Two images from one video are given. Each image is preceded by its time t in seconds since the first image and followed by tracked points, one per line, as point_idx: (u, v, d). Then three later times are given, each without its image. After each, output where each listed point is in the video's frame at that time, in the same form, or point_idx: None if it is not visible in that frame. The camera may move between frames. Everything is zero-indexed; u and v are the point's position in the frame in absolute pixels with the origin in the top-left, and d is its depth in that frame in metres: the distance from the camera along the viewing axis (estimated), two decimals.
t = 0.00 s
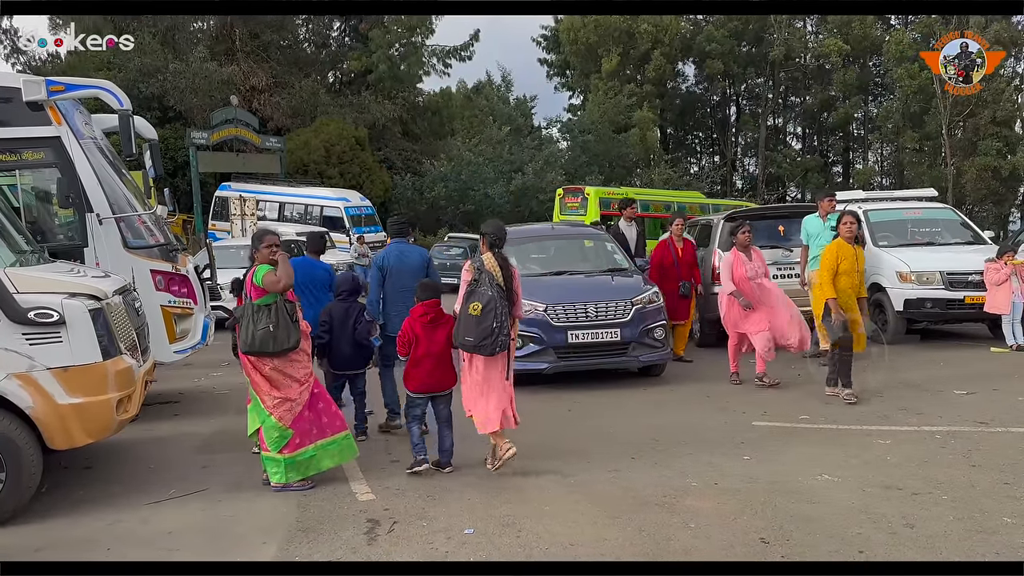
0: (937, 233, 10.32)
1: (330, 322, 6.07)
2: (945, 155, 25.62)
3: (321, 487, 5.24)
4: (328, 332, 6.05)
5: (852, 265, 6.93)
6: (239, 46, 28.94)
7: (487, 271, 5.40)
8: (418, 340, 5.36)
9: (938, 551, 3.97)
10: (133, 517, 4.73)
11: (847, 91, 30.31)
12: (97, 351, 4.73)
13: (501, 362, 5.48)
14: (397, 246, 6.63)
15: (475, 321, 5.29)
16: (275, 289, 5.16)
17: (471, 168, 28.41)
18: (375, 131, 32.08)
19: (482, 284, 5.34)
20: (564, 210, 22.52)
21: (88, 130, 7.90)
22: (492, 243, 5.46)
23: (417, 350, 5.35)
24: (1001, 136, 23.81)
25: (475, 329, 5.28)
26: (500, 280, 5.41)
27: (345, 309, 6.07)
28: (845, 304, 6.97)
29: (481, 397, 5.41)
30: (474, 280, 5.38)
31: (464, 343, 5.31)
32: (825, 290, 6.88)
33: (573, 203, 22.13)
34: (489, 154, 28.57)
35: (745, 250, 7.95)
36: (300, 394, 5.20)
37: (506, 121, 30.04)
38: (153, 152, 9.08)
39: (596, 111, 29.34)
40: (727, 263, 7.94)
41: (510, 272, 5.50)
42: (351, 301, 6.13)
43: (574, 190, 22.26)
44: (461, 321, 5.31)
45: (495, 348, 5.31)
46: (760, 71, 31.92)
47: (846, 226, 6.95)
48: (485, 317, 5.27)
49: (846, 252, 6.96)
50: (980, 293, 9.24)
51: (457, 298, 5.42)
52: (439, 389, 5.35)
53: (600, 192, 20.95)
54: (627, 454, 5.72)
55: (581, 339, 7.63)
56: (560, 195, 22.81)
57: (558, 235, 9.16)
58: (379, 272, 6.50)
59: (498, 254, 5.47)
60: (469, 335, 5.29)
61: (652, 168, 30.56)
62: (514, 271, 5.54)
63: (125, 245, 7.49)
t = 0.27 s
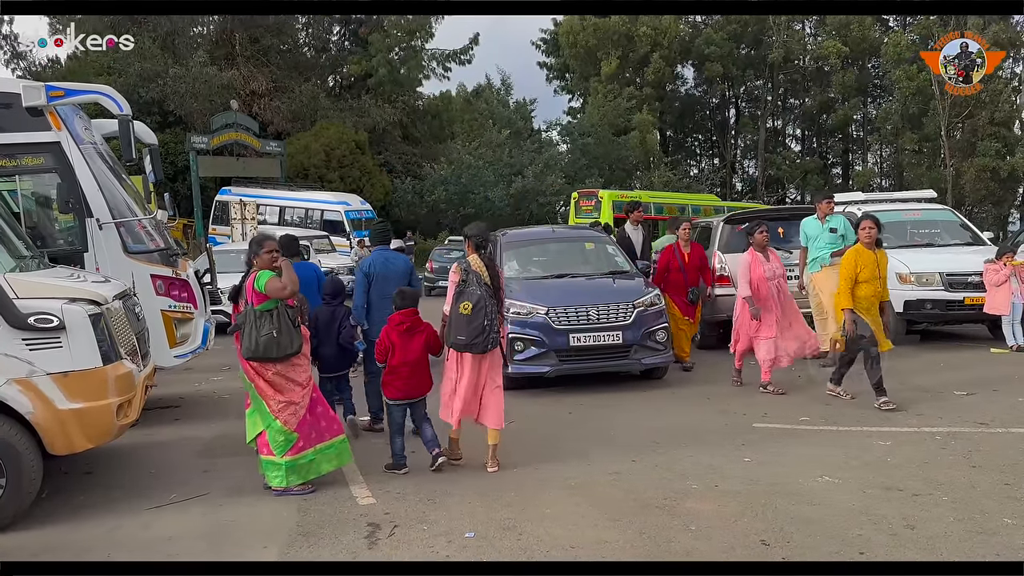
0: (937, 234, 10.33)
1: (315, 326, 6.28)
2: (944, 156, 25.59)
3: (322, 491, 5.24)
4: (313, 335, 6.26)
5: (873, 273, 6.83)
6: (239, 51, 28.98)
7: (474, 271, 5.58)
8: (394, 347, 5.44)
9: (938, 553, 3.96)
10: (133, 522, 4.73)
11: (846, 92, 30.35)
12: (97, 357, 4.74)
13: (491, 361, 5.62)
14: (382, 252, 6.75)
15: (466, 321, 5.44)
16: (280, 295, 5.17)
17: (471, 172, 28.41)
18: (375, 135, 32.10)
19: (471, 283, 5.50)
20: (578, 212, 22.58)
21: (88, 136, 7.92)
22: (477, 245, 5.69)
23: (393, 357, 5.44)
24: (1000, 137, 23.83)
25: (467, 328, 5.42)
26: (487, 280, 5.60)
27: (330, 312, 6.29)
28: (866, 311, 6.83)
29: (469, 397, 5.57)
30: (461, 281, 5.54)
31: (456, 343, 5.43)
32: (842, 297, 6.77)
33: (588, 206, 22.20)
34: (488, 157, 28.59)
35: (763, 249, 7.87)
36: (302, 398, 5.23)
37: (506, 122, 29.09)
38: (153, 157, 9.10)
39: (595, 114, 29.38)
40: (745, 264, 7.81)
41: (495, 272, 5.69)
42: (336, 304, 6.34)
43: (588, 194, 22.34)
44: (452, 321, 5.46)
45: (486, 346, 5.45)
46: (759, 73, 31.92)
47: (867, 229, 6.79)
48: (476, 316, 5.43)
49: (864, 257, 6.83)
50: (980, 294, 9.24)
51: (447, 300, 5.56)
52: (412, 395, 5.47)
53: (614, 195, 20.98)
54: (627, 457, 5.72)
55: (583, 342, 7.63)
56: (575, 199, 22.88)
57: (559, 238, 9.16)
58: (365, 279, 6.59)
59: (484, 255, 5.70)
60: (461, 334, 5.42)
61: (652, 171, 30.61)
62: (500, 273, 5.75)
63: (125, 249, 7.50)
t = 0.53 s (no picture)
0: (935, 236, 10.33)
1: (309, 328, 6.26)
2: (943, 159, 25.63)
3: (322, 496, 5.23)
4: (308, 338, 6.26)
5: (893, 271, 6.64)
6: (237, 55, 29.03)
7: (454, 279, 5.68)
8: (380, 349, 5.52)
9: (937, 554, 3.97)
10: (133, 526, 4.72)
11: (844, 95, 30.38)
12: (97, 361, 4.74)
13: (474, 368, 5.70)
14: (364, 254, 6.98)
15: (447, 328, 5.53)
16: (288, 301, 5.19)
17: (470, 175, 28.44)
18: (373, 139, 32.12)
19: (450, 292, 5.63)
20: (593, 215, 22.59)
21: (87, 141, 7.91)
22: (453, 251, 5.76)
23: (380, 358, 5.53)
24: (998, 138, 23.89)
25: (447, 334, 5.51)
26: (467, 287, 5.70)
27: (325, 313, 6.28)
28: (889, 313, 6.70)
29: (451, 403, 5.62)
30: (441, 289, 5.65)
31: (437, 350, 5.52)
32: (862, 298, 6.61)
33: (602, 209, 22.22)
34: (487, 161, 28.60)
35: (778, 252, 7.71)
36: (306, 400, 5.29)
37: (504, 126, 29.76)
38: (152, 162, 9.10)
39: (594, 117, 29.45)
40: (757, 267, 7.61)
41: (474, 278, 5.77)
42: (328, 306, 6.35)
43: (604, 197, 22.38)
44: (432, 329, 5.53)
45: (466, 353, 5.57)
46: (757, 76, 31.98)
47: (886, 227, 6.61)
48: (456, 323, 5.54)
49: (884, 253, 6.65)
50: (978, 296, 9.24)
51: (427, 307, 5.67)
52: (393, 397, 5.47)
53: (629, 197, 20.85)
54: (627, 461, 5.72)
55: (583, 346, 7.63)
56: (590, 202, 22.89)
57: (559, 241, 9.16)
58: (349, 278, 6.93)
59: (461, 262, 5.76)
60: (442, 341, 5.51)
61: (650, 174, 30.65)
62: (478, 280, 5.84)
63: (124, 254, 7.50)
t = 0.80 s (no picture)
0: (936, 238, 10.34)
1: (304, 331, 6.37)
2: (943, 160, 25.59)
3: (324, 498, 5.23)
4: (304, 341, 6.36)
5: (916, 273, 6.48)
6: (238, 57, 29.09)
7: (433, 277, 5.80)
8: (373, 350, 5.54)
9: (938, 556, 3.97)
10: (134, 528, 4.72)
11: (844, 96, 30.38)
12: (98, 363, 4.74)
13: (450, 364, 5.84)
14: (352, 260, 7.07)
15: (419, 322, 5.63)
16: (298, 302, 5.18)
17: (470, 177, 28.47)
18: (374, 142, 32.15)
19: (427, 287, 5.74)
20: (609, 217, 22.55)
21: (88, 143, 7.92)
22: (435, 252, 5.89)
23: (372, 359, 5.54)
24: (999, 139, 23.87)
25: (420, 329, 5.61)
26: (445, 285, 5.82)
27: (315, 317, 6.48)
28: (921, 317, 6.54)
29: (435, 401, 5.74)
30: (419, 285, 5.77)
31: (410, 343, 5.63)
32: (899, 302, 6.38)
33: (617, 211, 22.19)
34: (487, 163, 28.61)
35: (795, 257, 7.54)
36: (307, 401, 5.36)
37: (504, 128, 29.37)
38: (153, 164, 9.11)
39: (594, 119, 29.48)
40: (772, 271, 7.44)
41: (453, 277, 5.91)
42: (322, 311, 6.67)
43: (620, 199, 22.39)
44: (406, 323, 5.64)
45: (438, 348, 5.67)
46: (758, 77, 32.00)
47: (912, 229, 6.40)
48: (428, 317, 5.64)
49: (907, 255, 6.47)
50: (979, 298, 9.24)
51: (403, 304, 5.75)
52: (385, 397, 5.53)
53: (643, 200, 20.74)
54: (628, 463, 5.72)
55: (586, 348, 7.63)
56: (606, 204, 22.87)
57: (561, 243, 9.16)
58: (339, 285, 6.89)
59: (442, 262, 5.90)
60: (413, 335, 5.61)
61: (650, 176, 30.67)
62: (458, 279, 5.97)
63: (125, 256, 7.50)
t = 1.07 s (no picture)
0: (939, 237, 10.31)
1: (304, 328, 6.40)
2: (947, 160, 25.53)
3: (326, 498, 5.22)
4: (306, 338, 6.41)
5: (956, 273, 6.25)
6: (241, 57, 29.20)
7: (421, 279, 5.86)
8: (363, 345, 5.67)
9: (941, 557, 3.95)
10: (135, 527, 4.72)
11: (848, 96, 30.32)
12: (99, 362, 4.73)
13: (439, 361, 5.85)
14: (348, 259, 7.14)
15: (411, 322, 5.62)
16: (307, 302, 5.12)
17: (473, 176, 28.48)
18: (378, 141, 32.19)
19: (417, 289, 5.77)
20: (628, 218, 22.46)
21: (90, 142, 7.92)
22: (424, 255, 6.02)
23: (363, 355, 5.67)
24: (1003, 139, 23.80)
25: (412, 329, 5.60)
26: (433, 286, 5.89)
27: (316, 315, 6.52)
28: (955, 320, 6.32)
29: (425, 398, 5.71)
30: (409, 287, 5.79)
31: (402, 343, 5.61)
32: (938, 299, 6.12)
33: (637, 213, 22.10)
34: (490, 162, 28.60)
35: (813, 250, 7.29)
36: (319, 399, 5.44)
37: (507, 127, 29.45)
38: (155, 163, 9.11)
39: (597, 119, 29.50)
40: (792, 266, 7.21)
41: (441, 279, 6.03)
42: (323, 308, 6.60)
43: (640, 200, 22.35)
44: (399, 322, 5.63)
45: (430, 347, 5.67)
46: (761, 77, 31.99)
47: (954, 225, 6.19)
48: (420, 318, 5.63)
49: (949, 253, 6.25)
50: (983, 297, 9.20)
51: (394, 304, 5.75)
52: (381, 391, 5.68)
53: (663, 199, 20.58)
54: (631, 462, 5.71)
55: (590, 349, 7.61)
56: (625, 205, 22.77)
57: (565, 242, 9.14)
58: (337, 282, 7.04)
59: (430, 264, 6.03)
60: (406, 335, 5.60)
61: (653, 175, 30.66)
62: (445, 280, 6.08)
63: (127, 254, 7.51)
